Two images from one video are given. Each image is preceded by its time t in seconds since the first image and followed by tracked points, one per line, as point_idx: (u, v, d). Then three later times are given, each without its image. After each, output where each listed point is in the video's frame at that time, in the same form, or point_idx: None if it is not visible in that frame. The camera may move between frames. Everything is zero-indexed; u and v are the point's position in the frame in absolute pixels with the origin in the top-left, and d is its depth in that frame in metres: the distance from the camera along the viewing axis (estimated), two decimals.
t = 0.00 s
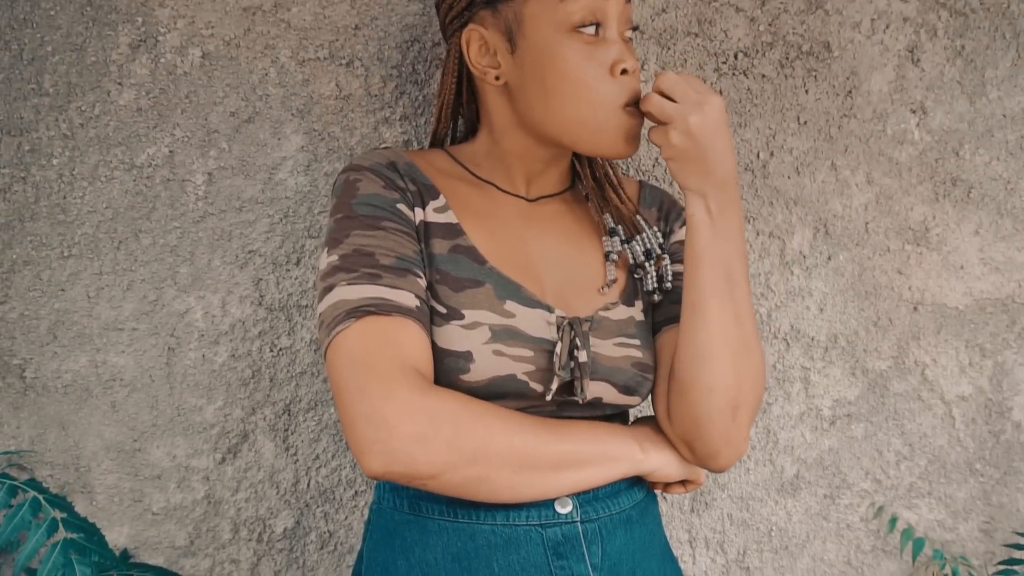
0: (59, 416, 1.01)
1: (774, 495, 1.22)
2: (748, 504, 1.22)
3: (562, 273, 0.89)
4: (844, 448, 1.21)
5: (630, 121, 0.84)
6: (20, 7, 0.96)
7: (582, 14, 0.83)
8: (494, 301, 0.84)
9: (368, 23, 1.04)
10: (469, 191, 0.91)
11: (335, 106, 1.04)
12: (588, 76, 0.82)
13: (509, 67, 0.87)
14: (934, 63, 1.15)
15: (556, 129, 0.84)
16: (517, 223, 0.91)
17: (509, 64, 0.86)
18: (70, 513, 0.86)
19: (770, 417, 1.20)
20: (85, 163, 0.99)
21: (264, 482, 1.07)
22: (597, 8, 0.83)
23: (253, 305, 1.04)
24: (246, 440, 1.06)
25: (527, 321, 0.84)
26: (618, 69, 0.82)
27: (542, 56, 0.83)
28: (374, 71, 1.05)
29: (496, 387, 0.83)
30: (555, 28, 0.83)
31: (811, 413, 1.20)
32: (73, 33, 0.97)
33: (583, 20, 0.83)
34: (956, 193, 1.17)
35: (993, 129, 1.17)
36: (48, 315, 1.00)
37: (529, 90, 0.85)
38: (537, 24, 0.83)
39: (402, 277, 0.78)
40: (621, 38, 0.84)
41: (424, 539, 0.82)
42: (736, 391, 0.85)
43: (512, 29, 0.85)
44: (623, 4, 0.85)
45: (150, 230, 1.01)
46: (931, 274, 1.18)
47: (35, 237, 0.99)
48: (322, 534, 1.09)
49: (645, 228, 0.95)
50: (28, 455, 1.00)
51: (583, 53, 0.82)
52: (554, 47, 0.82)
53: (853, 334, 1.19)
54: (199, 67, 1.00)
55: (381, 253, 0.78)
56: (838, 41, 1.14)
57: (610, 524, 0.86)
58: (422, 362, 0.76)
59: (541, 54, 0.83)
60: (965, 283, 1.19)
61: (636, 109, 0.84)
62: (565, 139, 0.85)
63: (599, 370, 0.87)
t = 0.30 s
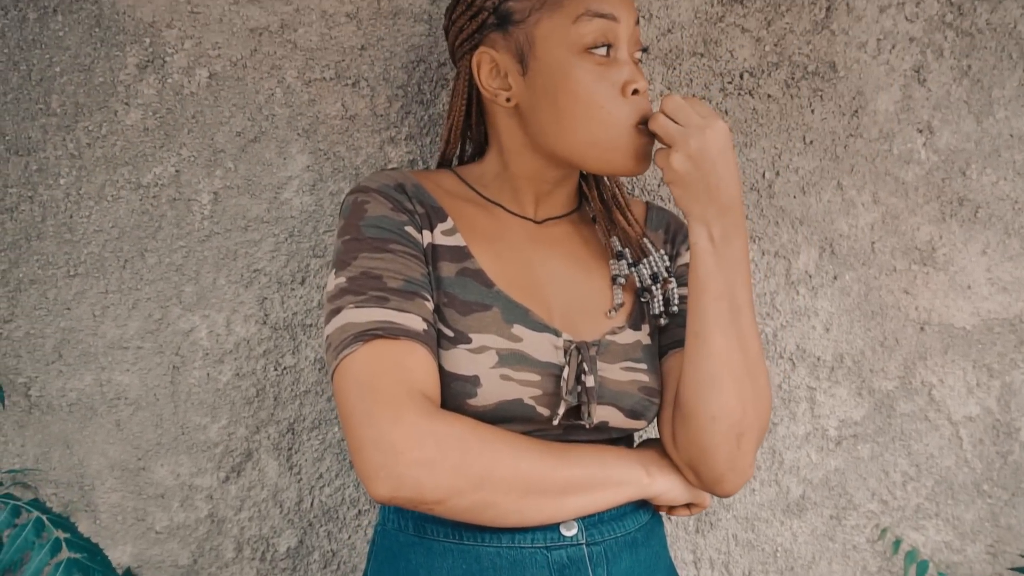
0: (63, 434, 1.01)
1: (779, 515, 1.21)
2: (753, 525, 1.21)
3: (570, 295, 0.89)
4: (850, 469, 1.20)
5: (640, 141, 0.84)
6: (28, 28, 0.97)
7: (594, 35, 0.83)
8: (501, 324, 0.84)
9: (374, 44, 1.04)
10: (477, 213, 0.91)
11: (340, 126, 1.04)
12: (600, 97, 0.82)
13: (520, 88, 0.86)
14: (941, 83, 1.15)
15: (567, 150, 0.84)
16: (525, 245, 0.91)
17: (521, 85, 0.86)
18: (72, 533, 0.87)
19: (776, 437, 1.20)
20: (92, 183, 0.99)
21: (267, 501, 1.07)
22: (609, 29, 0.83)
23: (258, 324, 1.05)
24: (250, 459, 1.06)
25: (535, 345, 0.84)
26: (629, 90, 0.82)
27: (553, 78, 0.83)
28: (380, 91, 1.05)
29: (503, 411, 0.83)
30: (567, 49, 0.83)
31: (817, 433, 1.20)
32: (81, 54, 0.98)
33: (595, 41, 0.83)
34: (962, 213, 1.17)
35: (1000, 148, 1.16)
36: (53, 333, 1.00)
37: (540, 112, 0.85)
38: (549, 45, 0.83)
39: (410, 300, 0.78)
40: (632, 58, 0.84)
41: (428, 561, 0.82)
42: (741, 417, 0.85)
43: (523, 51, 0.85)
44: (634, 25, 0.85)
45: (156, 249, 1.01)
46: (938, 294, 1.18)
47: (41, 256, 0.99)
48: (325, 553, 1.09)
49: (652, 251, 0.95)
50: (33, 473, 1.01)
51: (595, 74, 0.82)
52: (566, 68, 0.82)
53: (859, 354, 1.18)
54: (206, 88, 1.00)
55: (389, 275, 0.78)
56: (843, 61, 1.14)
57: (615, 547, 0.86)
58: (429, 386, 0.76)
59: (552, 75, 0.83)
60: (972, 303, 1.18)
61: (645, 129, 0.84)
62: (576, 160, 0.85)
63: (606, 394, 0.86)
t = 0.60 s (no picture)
0: (66, 449, 1.01)
1: (784, 533, 1.20)
2: (757, 542, 1.20)
3: (575, 313, 0.89)
4: (855, 486, 1.19)
5: (646, 158, 0.84)
6: (35, 45, 0.97)
7: (601, 54, 0.83)
8: (505, 343, 0.84)
9: (379, 61, 1.05)
10: (482, 231, 0.91)
11: (345, 142, 1.04)
12: (607, 116, 0.82)
13: (526, 107, 0.86)
14: (946, 101, 1.15)
15: (573, 168, 0.84)
16: (530, 263, 0.91)
17: (527, 105, 0.86)
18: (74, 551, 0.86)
19: (780, 454, 1.19)
20: (97, 199, 1.00)
21: (269, 516, 1.06)
22: (615, 48, 0.83)
23: (262, 339, 1.05)
24: (253, 475, 1.06)
25: (539, 364, 0.84)
26: (636, 107, 0.82)
27: (560, 96, 0.83)
28: (384, 108, 1.05)
29: (507, 430, 0.83)
30: (574, 68, 0.83)
31: (821, 451, 1.19)
32: (88, 71, 0.98)
33: (601, 60, 0.83)
34: (968, 231, 1.17)
35: (1005, 166, 1.16)
36: (57, 348, 1.00)
37: (546, 130, 0.85)
38: (556, 64, 0.83)
39: (414, 319, 0.77)
40: (639, 77, 0.84)
41: None
42: (744, 437, 0.84)
43: (530, 70, 0.85)
44: (640, 44, 0.85)
45: (160, 265, 1.02)
46: (943, 311, 1.17)
47: (46, 271, 0.99)
48: (327, 569, 1.08)
49: (656, 270, 0.94)
50: (36, 488, 1.00)
51: (602, 92, 0.82)
52: (573, 87, 0.82)
53: (864, 371, 1.18)
54: (212, 105, 1.01)
55: (394, 294, 0.78)
56: (848, 79, 1.14)
57: (619, 567, 0.85)
58: (433, 405, 0.75)
59: (559, 94, 0.83)
60: (977, 320, 1.17)
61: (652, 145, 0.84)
62: (582, 178, 0.85)
63: (610, 414, 0.86)
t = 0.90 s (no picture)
0: (69, 460, 1.01)
1: (787, 547, 1.19)
2: (760, 557, 1.19)
3: (576, 329, 0.89)
4: (858, 501, 1.19)
5: (652, 173, 0.83)
6: (42, 58, 0.97)
7: (605, 72, 0.83)
8: (506, 358, 0.84)
9: (384, 74, 1.05)
10: (484, 246, 0.91)
11: (349, 155, 1.05)
12: (611, 133, 0.82)
13: (530, 123, 0.86)
14: (950, 115, 1.15)
15: (576, 184, 0.84)
16: (532, 278, 0.91)
17: (531, 120, 0.86)
18: (75, 565, 0.87)
19: (783, 468, 1.18)
20: (102, 211, 1.00)
21: (271, 528, 1.06)
22: (619, 66, 0.83)
23: (264, 351, 1.05)
24: (254, 486, 1.06)
25: (540, 379, 0.83)
26: (640, 125, 0.82)
27: (564, 113, 0.83)
28: (388, 121, 1.05)
29: (508, 445, 0.83)
30: (579, 85, 0.83)
31: (825, 465, 1.19)
32: (94, 84, 0.98)
33: (605, 77, 0.83)
34: (972, 245, 1.16)
35: (1010, 181, 1.16)
36: (61, 359, 1.00)
37: (550, 147, 0.85)
38: (560, 81, 0.83)
39: (416, 333, 0.77)
40: (643, 94, 0.84)
41: None
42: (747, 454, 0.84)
43: (534, 86, 0.85)
44: (645, 62, 0.85)
45: (164, 276, 1.02)
46: (947, 326, 1.17)
47: (50, 282, 0.99)
48: None
49: (660, 284, 0.95)
50: (38, 499, 1.01)
51: (606, 109, 0.82)
52: (577, 104, 0.83)
53: (867, 385, 1.17)
54: (217, 117, 1.01)
55: (396, 308, 0.78)
56: (852, 93, 1.14)
57: None
58: (434, 420, 0.75)
59: (563, 111, 0.83)
60: (982, 335, 1.17)
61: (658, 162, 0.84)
62: (585, 194, 0.85)
63: (611, 429, 0.86)
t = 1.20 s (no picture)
0: (71, 467, 1.01)
1: (789, 559, 1.19)
2: (762, 568, 1.19)
3: (577, 339, 0.89)
4: (861, 513, 1.18)
5: (653, 184, 0.83)
6: (47, 68, 0.98)
7: (605, 84, 0.83)
8: (506, 369, 0.83)
9: (387, 84, 1.05)
10: (485, 256, 0.91)
11: (352, 165, 1.05)
12: (610, 145, 0.82)
13: (530, 135, 0.86)
14: (954, 126, 1.15)
15: (576, 195, 0.84)
16: (532, 288, 0.91)
17: (531, 132, 0.86)
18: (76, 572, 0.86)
19: (785, 479, 1.18)
20: (106, 220, 1.00)
21: (272, 537, 1.06)
22: (618, 78, 0.83)
23: (266, 360, 1.05)
24: (256, 495, 1.06)
25: (539, 390, 0.83)
26: (640, 136, 0.82)
27: (564, 125, 0.83)
28: (391, 132, 1.06)
29: (508, 456, 0.83)
30: (578, 98, 0.83)
31: (827, 476, 1.18)
32: (98, 93, 0.99)
33: (604, 89, 0.83)
34: (976, 256, 1.16)
35: (1014, 192, 1.15)
36: (64, 368, 1.00)
37: (549, 158, 0.85)
38: (560, 93, 0.84)
39: (416, 343, 0.77)
40: (643, 106, 0.84)
41: None
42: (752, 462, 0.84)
43: (534, 98, 0.85)
44: (645, 74, 0.86)
45: (167, 285, 1.02)
46: (950, 337, 1.17)
47: (54, 291, 1.00)
48: None
49: (662, 298, 0.95)
50: (40, 506, 1.01)
51: (605, 122, 0.82)
52: (576, 116, 0.83)
53: (870, 397, 1.17)
54: (220, 127, 1.01)
55: (395, 318, 0.78)
56: (855, 104, 1.14)
57: None
58: (433, 430, 0.75)
59: (562, 123, 0.83)
60: (986, 346, 1.17)
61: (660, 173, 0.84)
62: (585, 205, 0.85)
63: (610, 441, 0.86)
